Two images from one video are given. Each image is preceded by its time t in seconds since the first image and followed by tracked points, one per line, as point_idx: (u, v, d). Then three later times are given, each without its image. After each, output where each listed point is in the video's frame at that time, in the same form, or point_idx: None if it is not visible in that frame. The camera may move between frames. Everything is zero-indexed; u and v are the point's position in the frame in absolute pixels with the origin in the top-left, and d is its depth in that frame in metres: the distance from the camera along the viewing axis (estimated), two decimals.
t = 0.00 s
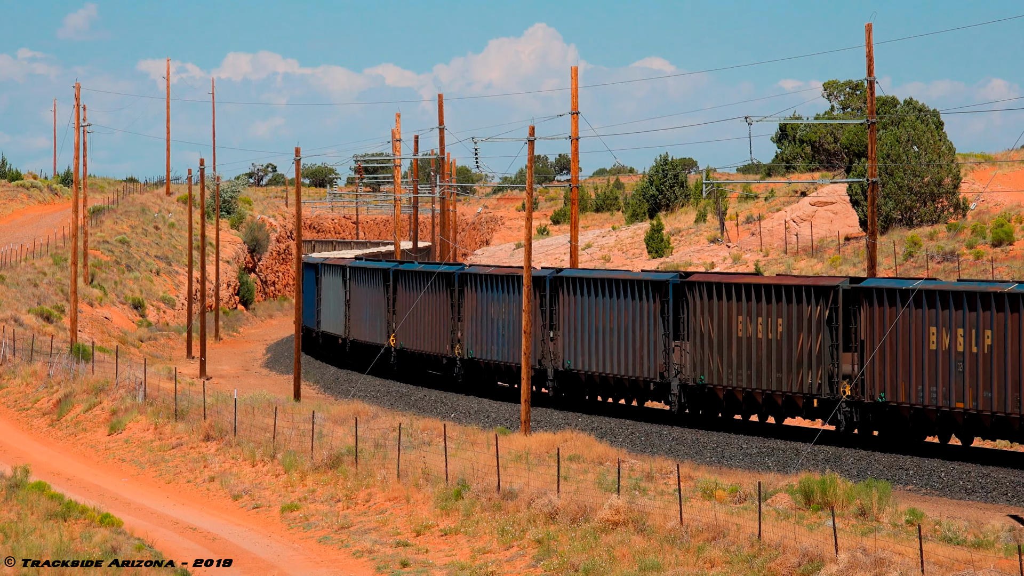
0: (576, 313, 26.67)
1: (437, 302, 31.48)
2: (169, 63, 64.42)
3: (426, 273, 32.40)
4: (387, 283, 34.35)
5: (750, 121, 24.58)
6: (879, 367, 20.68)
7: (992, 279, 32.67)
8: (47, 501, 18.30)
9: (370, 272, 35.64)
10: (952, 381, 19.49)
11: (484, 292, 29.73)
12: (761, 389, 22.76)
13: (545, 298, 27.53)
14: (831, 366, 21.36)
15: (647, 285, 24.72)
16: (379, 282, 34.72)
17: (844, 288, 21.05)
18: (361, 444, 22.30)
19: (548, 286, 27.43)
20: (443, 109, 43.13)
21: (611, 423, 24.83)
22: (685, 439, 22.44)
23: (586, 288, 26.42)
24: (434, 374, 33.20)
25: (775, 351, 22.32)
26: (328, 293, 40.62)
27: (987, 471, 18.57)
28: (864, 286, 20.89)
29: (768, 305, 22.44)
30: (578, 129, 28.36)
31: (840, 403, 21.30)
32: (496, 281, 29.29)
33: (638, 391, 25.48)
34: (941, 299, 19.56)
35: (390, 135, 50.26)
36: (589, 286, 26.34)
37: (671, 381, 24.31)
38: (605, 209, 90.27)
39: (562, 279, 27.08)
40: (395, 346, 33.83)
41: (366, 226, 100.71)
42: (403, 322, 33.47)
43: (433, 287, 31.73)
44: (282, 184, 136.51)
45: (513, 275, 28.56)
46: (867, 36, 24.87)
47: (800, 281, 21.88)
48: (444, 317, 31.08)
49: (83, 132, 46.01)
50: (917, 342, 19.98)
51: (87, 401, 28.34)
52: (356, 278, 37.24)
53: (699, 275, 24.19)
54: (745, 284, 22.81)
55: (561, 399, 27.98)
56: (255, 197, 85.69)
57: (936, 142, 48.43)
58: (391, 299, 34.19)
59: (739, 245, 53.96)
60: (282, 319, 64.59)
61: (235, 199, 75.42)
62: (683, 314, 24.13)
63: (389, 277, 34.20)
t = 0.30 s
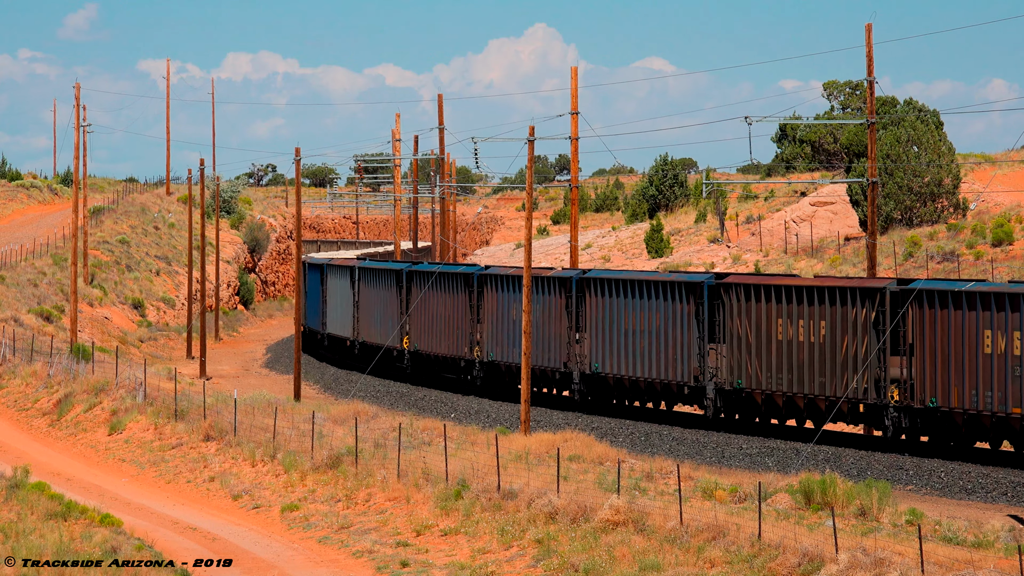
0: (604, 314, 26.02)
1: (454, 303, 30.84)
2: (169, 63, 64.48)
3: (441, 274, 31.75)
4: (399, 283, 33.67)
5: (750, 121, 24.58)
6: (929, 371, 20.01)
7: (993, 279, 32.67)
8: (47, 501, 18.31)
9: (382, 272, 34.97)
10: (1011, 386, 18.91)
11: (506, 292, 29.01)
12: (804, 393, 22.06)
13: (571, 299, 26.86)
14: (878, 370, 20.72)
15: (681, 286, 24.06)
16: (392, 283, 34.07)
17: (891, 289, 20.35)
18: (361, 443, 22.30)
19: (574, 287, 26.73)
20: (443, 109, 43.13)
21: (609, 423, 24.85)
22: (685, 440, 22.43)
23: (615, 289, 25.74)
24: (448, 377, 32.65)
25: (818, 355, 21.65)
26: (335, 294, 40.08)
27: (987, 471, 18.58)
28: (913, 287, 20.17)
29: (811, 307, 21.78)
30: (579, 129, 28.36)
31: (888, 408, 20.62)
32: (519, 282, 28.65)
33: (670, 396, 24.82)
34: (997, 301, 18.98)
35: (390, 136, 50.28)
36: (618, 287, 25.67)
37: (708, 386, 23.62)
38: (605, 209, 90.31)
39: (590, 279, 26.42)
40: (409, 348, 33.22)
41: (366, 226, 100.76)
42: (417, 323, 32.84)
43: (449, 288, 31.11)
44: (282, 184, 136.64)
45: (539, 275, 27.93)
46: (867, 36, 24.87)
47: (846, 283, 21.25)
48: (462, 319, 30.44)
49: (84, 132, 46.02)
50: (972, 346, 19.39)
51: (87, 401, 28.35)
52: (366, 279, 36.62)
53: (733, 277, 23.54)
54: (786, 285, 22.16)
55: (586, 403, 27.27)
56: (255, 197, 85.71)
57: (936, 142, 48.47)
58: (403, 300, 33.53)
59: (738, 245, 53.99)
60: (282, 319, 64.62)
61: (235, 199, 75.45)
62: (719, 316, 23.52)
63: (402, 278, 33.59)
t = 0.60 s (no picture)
0: (634, 316, 25.24)
1: (472, 305, 30.07)
2: (169, 63, 64.54)
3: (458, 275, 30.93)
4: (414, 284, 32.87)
5: (751, 121, 24.56)
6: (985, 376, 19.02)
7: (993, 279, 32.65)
8: (47, 501, 18.31)
9: (394, 274, 34.22)
10: None
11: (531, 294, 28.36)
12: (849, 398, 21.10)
13: (598, 301, 26.16)
14: (927, 374, 19.74)
15: (716, 288, 23.21)
16: (405, 284, 33.30)
17: (942, 291, 19.35)
18: (361, 444, 22.30)
19: (601, 288, 26.04)
20: (443, 109, 43.14)
21: (611, 423, 24.84)
22: (685, 439, 22.42)
23: (645, 291, 24.96)
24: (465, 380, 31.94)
25: (864, 359, 20.72)
26: (342, 297, 39.23)
27: (987, 471, 18.59)
28: (966, 289, 19.16)
29: (855, 310, 20.83)
30: (579, 129, 28.36)
31: (940, 414, 19.60)
32: (544, 283, 27.95)
33: (705, 400, 23.95)
34: None
35: (390, 136, 50.27)
36: (649, 289, 24.87)
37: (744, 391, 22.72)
38: (605, 209, 90.32)
39: (619, 281, 25.68)
40: (423, 351, 32.48)
41: (366, 226, 100.77)
42: (433, 326, 32.10)
43: (467, 290, 30.34)
44: (282, 184, 136.68)
45: (566, 278, 27.23)
46: (867, 36, 24.87)
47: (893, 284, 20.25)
48: (480, 321, 29.67)
49: (84, 132, 46.06)
50: None
51: (87, 401, 28.34)
52: (377, 281, 35.82)
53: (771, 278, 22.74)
54: (829, 287, 21.29)
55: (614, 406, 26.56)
56: (255, 197, 85.79)
57: (936, 142, 48.47)
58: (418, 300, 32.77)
59: (739, 245, 53.99)
60: (282, 319, 64.63)
61: (235, 199, 75.45)
62: (756, 318, 22.73)
63: (416, 279, 32.83)
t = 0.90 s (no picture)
0: (666, 319, 24.59)
1: (493, 306, 29.27)
2: (169, 63, 64.59)
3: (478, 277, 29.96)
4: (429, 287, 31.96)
5: (751, 121, 24.57)
6: None
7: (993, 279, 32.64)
8: (47, 501, 18.31)
9: (407, 274, 33.31)
10: None
11: (555, 295, 27.56)
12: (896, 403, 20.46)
13: (628, 302, 25.34)
14: (981, 377, 19.14)
15: (756, 289, 22.69)
16: (419, 285, 32.41)
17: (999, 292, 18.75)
18: (361, 443, 22.31)
19: (631, 290, 25.22)
20: (443, 109, 43.13)
21: (611, 423, 24.85)
22: (684, 439, 22.42)
23: (679, 292, 24.27)
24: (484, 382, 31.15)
25: (913, 362, 20.10)
26: (350, 298, 38.14)
27: (987, 471, 18.60)
28: None
29: (904, 312, 20.16)
30: (579, 129, 28.36)
31: (995, 418, 19.02)
32: (569, 284, 27.13)
33: (743, 405, 23.32)
34: None
35: (390, 136, 50.27)
36: (683, 290, 24.20)
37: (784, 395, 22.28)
38: (605, 209, 90.31)
39: (650, 282, 24.96)
40: (440, 353, 31.65)
41: (366, 226, 100.79)
42: (450, 327, 31.27)
43: (487, 290, 29.54)
44: (282, 184, 136.69)
45: (592, 278, 26.37)
46: (867, 37, 24.88)
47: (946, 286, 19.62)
48: (502, 322, 28.86)
49: (84, 132, 46.06)
50: None
51: (87, 401, 28.34)
52: (389, 281, 34.87)
53: (814, 279, 22.16)
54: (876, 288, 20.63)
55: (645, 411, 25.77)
56: (255, 197, 85.78)
57: (936, 142, 48.47)
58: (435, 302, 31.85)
59: (739, 245, 53.99)
60: (282, 319, 64.63)
61: (235, 199, 75.44)
62: (797, 321, 22.15)
63: (431, 280, 31.93)
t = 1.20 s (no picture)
0: (702, 321, 24.01)
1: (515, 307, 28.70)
2: (170, 63, 64.76)
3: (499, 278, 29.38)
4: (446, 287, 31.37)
5: (750, 121, 24.59)
6: None
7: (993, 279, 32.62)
8: (47, 501, 18.31)
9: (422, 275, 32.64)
10: None
11: (582, 296, 26.92)
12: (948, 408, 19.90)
13: (659, 304, 24.80)
14: None
15: (796, 291, 22.12)
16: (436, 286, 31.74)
17: None
18: (361, 444, 22.30)
19: (663, 291, 24.69)
20: (443, 109, 43.16)
21: (611, 423, 24.87)
22: (685, 439, 22.44)
23: (716, 294, 23.72)
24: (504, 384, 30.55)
25: (966, 366, 19.55)
26: (359, 300, 37.41)
27: (987, 471, 18.59)
28: None
29: (956, 315, 19.63)
30: (579, 129, 28.37)
31: None
32: (597, 285, 26.49)
33: (785, 409, 22.75)
34: None
35: (390, 136, 50.24)
36: (719, 292, 23.66)
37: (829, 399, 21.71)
38: (605, 209, 90.30)
39: (684, 283, 24.39)
40: (457, 356, 30.99)
41: (366, 226, 100.81)
42: (468, 329, 30.62)
43: (509, 291, 28.99)
44: (282, 184, 136.73)
45: (621, 279, 25.74)
46: (867, 37, 24.89)
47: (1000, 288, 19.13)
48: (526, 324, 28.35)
49: (83, 132, 46.10)
50: None
51: (87, 401, 28.34)
52: (402, 282, 34.26)
53: (857, 282, 21.58)
54: (927, 290, 20.01)
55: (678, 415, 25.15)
56: (255, 197, 85.77)
57: (936, 142, 48.48)
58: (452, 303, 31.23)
59: (739, 245, 53.99)
60: (282, 319, 64.63)
61: (235, 199, 75.42)
62: (841, 323, 21.53)
63: (448, 281, 31.27)
